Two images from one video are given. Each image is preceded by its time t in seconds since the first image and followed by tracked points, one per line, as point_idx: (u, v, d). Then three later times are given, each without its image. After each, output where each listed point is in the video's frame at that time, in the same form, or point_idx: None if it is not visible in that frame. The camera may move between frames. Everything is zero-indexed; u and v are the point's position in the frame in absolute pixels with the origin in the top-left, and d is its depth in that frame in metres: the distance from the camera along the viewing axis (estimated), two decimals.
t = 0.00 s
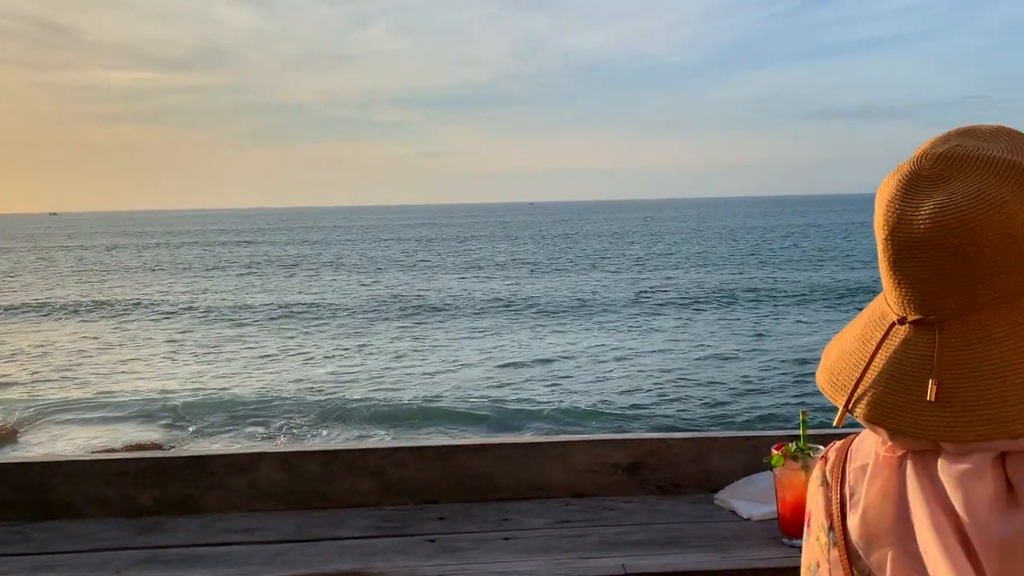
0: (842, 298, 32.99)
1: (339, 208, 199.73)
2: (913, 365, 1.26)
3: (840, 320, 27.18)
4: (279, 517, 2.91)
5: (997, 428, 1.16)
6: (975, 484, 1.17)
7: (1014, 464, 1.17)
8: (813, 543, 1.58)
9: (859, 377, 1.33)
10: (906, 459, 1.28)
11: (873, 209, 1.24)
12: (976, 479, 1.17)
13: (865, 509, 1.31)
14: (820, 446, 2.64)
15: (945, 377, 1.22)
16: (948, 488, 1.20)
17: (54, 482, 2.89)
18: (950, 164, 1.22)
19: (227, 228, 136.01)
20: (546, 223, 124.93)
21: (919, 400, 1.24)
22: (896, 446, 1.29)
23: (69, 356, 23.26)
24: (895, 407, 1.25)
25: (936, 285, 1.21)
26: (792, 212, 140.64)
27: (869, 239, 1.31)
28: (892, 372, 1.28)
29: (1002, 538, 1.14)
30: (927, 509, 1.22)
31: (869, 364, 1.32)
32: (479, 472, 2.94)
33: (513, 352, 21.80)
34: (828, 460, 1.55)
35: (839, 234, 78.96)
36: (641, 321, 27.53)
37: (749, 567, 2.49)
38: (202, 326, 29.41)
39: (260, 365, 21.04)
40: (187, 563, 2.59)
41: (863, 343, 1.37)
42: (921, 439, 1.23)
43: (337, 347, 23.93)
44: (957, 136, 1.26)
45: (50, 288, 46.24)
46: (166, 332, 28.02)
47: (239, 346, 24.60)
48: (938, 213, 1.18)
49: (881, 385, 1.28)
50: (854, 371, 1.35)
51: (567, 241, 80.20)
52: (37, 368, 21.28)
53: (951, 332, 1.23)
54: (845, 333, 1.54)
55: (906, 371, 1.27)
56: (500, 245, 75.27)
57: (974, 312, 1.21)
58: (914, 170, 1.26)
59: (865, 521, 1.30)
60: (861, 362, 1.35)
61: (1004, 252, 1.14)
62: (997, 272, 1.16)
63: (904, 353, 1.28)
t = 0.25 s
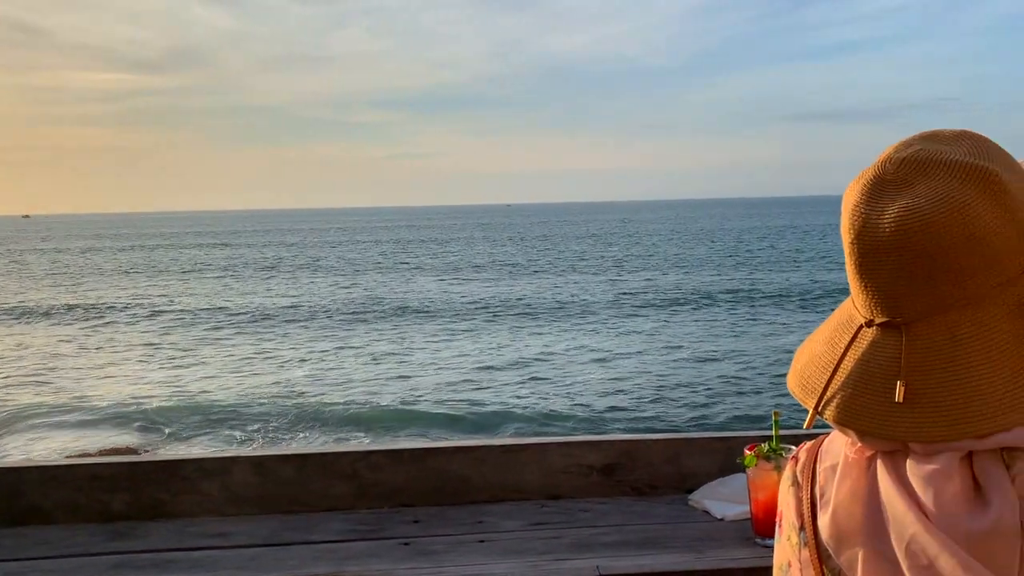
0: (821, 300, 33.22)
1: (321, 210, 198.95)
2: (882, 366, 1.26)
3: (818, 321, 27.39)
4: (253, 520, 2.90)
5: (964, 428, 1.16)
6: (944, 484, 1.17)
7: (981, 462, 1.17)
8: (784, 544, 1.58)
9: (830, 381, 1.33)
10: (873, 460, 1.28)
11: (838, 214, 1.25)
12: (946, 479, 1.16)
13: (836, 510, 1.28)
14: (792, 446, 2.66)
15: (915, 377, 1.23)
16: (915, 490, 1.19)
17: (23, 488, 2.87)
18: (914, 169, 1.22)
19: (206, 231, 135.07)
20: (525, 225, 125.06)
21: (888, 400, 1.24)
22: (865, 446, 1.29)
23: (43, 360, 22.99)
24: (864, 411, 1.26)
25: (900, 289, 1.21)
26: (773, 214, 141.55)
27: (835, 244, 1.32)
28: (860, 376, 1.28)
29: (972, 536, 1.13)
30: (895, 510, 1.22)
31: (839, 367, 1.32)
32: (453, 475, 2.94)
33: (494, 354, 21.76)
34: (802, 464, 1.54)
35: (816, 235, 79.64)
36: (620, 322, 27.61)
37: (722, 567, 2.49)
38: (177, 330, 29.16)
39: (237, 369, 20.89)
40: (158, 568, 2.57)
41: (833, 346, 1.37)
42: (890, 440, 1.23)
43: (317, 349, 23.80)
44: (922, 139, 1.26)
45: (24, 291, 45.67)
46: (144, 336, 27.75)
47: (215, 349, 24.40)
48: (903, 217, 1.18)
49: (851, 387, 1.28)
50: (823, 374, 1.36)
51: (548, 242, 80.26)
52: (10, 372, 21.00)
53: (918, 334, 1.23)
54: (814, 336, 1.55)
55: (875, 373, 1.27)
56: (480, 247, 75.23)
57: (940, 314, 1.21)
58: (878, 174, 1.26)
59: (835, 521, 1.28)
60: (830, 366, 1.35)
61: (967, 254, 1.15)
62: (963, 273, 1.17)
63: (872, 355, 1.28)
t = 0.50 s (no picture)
0: (798, 302, 33.47)
1: (302, 212, 197.99)
2: (850, 365, 1.29)
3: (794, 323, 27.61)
4: (225, 526, 2.88)
5: (930, 428, 1.18)
6: (910, 482, 1.18)
7: (945, 462, 1.19)
8: (755, 545, 1.59)
9: (798, 380, 1.35)
10: (842, 460, 1.29)
11: (808, 214, 1.27)
12: (910, 479, 1.18)
13: (803, 510, 1.29)
14: (763, 447, 2.68)
15: (880, 377, 1.25)
16: (882, 489, 1.21)
17: None
18: (880, 171, 1.25)
19: (182, 234, 133.73)
20: (504, 228, 125.00)
21: (854, 399, 1.26)
22: (832, 444, 1.30)
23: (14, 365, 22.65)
24: (832, 410, 1.27)
25: (866, 288, 1.24)
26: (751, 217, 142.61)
27: (804, 243, 1.34)
28: (827, 373, 1.31)
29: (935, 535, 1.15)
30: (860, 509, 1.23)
31: (807, 367, 1.34)
32: (426, 479, 2.93)
33: (473, 357, 21.73)
34: (770, 463, 1.55)
35: (791, 238, 80.29)
36: (598, 325, 27.67)
37: (693, 568, 2.49)
38: (152, 334, 28.83)
39: (213, 373, 20.72)
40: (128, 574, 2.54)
41: (800, 346, 1.40)
42: (857, 439, 1.25)
43: (294, 353, 23.66)
44: (890, 142, 1.29)
45: None
46: (118, 340, 27.46)
47: (191, 354, 24.17)
48: (871, 216, 1.21)
49: (819, 386, 1.30)
50: (792, 372, 1.38)
51: (528, 244, 80.36)
52: None
53: (884, 333, 1.25)
54: (782, 338, 1.57)
55: (842, 372, 1.29)
56: (459, 250, 75.10)
57: (907, 314, 1.23)
58: (845, 176, 1.29)
59: (803, 521, 1.29)
60: (797, 365, 1.37)
61: (930, 254, 1.18)
62: (926, 273, 1.19)
63: (841, 353, 1.30)
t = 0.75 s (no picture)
0: (779, 304, 33.64)
1: (282, 215, 196.98)
2: (822, 366, 1.34)
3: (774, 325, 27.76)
4: (201, 530, 2.86)
5: (902, 429, 1.22)
6: (882, 482, 1.23)
7: (919, 463, 1.23)
8: (730, 545, 1.63)
9: (774, 381, 1.40)
10: (816, 460, 1.34)
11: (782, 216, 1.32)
12: (884, 481, 1.22)
13: (776, 511, 1.35)
14: (739, 448, 2.69)
15: (855, 378, 1.29)
16: (856, 487, 1.25)
17: None
18: (855, 172, 1.29)
19: (161, 236, 132.55)
20: (485, 230, 124.83)
21: (830, 400, 1.31)
22: (809, 447, 1.35)
23: None
24: (808, 409, 1.32)
25: (839, 290, 1.29)
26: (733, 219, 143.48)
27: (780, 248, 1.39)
28: (802, 376, 1.36)
29: (907, 540, 1.19)
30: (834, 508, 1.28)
31: (782, 368, 1.39)
32: (405, 481, 2.93)
33: (455, 360, 21.69)
34: (745, 462, 1.60)
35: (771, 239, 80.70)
36: (580, 327, 27.70)
37: (671, 569, 2.49)
38: (130, 337, 28.54)
39: (193, 376, 20.56)
40: None
41: (775, 349, 1.45)
42: (833, 439, 1.30)
43: (274, 356, 23.51)
44: (861, 148, 1.34)
45: None
46: (96, 344, 27.17)
47: (170, 358, 23.97)
48: (843, 219, 1.25)
49: (793, 389, 1.35)
50: (767, 375, 1.43)
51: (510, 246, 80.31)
52: None
53: (858, 334, 1.30)
54: (759, 338, 1.63)
55: (816, 373, 1.34)
56: (440, 252, 74.96)
57: (880, 315, 1.28)
58: (818, 179, 1.34)
59: (777, 522, 1.34)
60: (774, 365, 1.43)
61: (902, 255, 1.22)
62: (901, 274, 1.23)
63: (816, 353, 1.35)
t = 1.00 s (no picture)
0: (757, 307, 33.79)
1: (261, 217, 195.59)
2: (795, 368, 1.44)
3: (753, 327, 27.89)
4: (173, 535, 2.83)
5: (874, 429, 1.32)
6: (854, 484, 1.31)
7: (890, 464, 1.32)
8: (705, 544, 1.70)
9: (748, 383, 1.50)
10: (788, 461, 1.43)
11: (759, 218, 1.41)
12: (855, 481, 1.32)
13: (752, 512, 1.44)
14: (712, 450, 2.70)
15: (828, 378, 1.39)
16: (827, 485, 1.34)
17: None
18: (826, 176, 1.38)
19: (137, 239, 131.14)
20: (466, 233, 124.54)
21: (805, 402, 1.40)
22: (783, 448, 1.44)
23: None
24: (782, 411, 1.41)
25: (813, 292, 1.38)
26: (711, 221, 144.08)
27: (755, 249, 1.47)
28: (777, 377, 1.45)
29: (879, 540, 1.28)
30: (809, 508, 1.38)
31: (757, 369, 1.49)
32: (379, 485, 2.91)
33: (435, 364, 21.63)
34: (717, 454, 1.67)
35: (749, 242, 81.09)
36: (560, 330, 27.69)
37: (645, 571, 2.48)
38: (105, 342, 28.18)
39: (170, 382, 20.35)
40: None
41: (750, 351, 1.55)
42: (807, 439, 1.38)
43: (251, 361, 23.28)
44: (832, 152, 1.43)
45: None
46: (67, 350, 26.74)
47: (146, 362, 23.70)
48: (818, 220, 1.34)
49: (768, 391, 1.44)
50: (741, 377, 1.53)
51: (489, 249, 80.12)
52: None
53: (830, 335, 1.39)
54: (732, 339, 1.72)
55: (791, 374, 1.44)
56: (420, 255, 74.70)
57: (851, 315, 1.38)
58: (791, 183, 1.42)
59: (751, 521, 1.44)
60: (749, 368, 1.52)
61: (873, 257, 1.31)
62: (873, 275, 1.33)
63: (790, 355, 1.45)
